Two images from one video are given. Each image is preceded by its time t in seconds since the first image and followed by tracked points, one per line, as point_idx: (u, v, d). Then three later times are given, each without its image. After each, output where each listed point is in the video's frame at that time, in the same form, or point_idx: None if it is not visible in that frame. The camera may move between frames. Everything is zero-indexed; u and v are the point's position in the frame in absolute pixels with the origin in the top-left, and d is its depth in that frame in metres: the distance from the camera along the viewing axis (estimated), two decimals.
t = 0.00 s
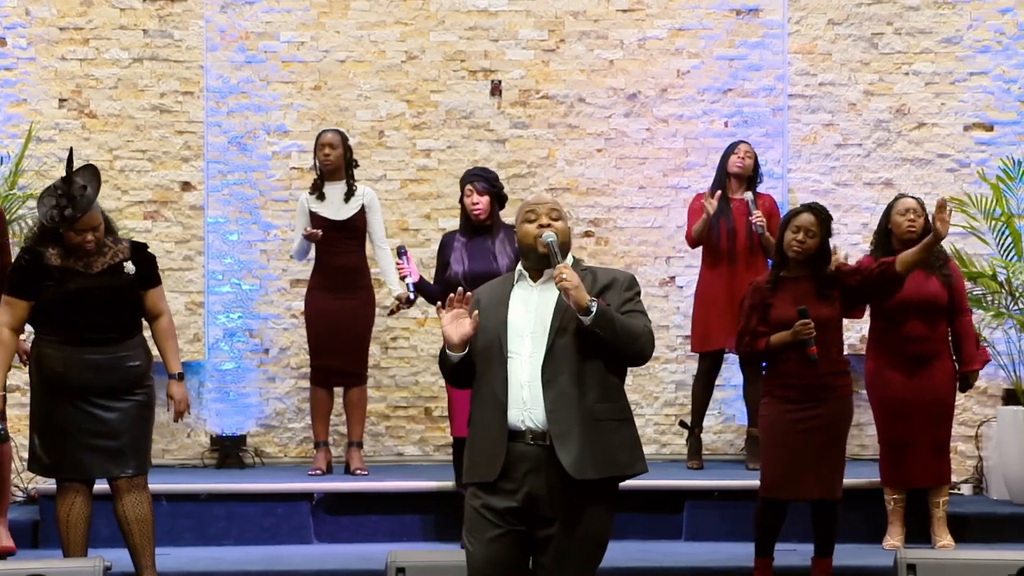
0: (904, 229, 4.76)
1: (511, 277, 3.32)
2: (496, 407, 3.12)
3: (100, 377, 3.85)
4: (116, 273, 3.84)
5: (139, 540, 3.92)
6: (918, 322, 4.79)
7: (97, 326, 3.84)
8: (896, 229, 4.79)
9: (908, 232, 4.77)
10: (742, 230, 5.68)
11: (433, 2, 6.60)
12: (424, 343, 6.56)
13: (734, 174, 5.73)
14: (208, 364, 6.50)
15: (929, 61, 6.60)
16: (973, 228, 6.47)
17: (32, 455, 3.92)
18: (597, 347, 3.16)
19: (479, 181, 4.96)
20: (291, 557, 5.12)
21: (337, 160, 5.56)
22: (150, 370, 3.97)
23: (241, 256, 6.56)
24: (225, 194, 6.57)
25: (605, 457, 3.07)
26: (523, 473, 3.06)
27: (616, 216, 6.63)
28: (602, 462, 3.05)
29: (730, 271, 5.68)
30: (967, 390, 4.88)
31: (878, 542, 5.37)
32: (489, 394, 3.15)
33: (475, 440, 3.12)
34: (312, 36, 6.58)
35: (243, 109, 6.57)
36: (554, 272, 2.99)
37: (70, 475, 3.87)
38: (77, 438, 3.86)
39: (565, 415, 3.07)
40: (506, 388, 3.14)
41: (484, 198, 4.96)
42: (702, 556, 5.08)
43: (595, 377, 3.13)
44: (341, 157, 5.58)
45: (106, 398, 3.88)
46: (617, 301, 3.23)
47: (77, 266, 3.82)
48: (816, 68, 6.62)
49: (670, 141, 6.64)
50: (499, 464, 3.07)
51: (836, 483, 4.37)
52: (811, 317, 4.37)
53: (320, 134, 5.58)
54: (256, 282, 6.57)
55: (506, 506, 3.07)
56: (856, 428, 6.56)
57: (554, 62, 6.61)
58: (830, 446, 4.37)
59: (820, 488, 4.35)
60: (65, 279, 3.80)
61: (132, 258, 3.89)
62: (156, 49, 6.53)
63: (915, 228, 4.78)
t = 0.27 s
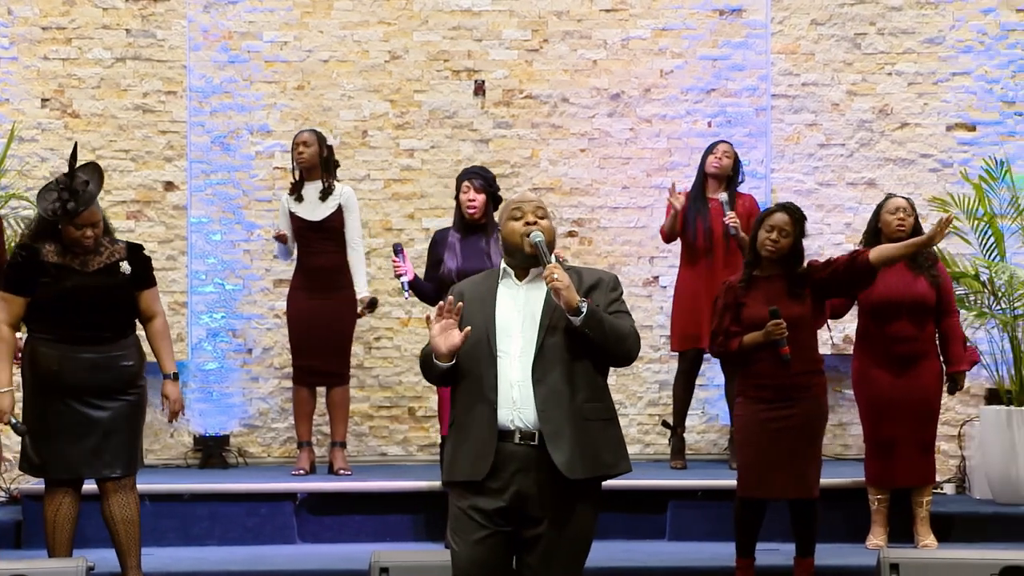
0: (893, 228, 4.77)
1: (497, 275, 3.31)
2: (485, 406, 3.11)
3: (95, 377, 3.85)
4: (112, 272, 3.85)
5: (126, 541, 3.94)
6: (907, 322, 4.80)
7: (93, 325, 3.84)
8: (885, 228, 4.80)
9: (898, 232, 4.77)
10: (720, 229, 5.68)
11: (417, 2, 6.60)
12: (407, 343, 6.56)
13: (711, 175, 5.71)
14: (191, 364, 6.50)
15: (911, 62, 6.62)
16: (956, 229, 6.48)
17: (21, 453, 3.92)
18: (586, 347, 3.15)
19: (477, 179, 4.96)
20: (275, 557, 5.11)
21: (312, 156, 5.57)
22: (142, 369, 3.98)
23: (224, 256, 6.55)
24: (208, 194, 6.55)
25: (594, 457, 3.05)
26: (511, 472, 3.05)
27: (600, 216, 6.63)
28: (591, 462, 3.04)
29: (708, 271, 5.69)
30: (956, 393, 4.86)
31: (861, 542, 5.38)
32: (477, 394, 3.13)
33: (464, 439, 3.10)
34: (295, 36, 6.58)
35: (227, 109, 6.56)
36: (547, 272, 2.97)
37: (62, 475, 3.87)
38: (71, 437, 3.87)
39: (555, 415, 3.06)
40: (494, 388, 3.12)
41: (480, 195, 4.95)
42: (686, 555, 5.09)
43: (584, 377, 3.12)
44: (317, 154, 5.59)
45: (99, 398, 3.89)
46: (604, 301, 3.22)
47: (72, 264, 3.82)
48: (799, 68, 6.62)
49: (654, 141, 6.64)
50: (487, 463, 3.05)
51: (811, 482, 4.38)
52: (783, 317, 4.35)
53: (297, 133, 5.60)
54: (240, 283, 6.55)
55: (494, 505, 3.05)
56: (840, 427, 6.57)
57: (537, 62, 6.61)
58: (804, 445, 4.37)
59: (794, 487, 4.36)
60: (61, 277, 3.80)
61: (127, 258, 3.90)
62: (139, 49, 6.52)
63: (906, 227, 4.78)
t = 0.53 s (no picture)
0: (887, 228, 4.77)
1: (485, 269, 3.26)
2: (480, 405, 3.06)
3: (100, 375, 3.89)
4: (119, 271, 3.90)
5: (119, 542, 3.99)
6: (897, 322, 4.81)
7: (99, 323, 3.89)
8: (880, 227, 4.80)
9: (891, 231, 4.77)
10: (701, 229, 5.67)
11: (405, 2, 6.60)
12: (396, 343, 6.55)
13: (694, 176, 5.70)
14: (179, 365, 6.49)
15: (899, 62, 6.63)
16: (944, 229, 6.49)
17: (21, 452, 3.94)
18: (580, 347, 3.14)
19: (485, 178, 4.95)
20: (263, 558, 5.11)
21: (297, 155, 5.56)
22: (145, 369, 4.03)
23: (212, 256, 6.54)
24: (196, 194, 6.55)
25: (590, 459, 3.04)
26: (509, 473, 3.01)
27: (588, 216, 6.63)
28: (587, 463, 3.03)
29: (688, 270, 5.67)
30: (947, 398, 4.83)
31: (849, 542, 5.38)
32: (472, 392, 3.08)
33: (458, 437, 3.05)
34: (284, 36, 6.57)
35: (215, 109, 6.55)
36: (548, 272, 2.94)
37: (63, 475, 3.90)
38: (74, 437, 3.90)
39: (554, 416, 3.03)
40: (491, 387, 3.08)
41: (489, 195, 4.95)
42: (673, 555, 5.10)
43: (578, 378, 3.11)
44: (303, 153, 5.59)
45: (103, 397, 3.93)
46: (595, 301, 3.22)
47: (80, 262, 3.86)
48: (787, 69, 6.63)
49: (642, 141, 6.64)
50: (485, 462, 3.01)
51: (787, 483, 4.37)
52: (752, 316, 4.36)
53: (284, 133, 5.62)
54: (228, 283, 6.55)
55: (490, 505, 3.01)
56: (828, 427, 6.57)
57: (526, 62, 6.61)
58: (778, 444, 4.37)
59: (773, 487, 4.36)
60: (70, 274, 3.84)
61: (133, 258, 3.96)
62: (127, 49, 6.52)
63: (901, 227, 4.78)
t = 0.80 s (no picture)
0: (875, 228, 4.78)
1: (470, 266, 3.24)
2: (468, 405, 3.05)
3: (100, 377, 3.89)
4: (120, 272, 3.89)
5: (105, 542, 3.97)
6: (883, 322, 4.81)
7: (99, 324, 3.88)
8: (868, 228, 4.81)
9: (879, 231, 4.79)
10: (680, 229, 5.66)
11: (390, 1, 6.60)
12: (380, 343, 6.55)
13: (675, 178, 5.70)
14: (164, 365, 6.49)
15: (883, 62, 6.64)
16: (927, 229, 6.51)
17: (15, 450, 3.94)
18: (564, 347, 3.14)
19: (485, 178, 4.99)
20: (247, 558, 5.10)
21: (283, 153, 5.58)
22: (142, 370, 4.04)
23: (196, 256, 6.54)
24: (181, 194, 6.54)
25: (574, 459, 3.06)
26: (496, 473, 3.01)
27: (573, 216, 6.63)
28: (572, 464, 3.04)
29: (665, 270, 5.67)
30: (933, 400, 4.83)
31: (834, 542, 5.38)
32: (459, 391, 3.07)
33: (444, 436, 3.04)
34: (268, 36, 6.56)
35: (199, 109, 6.54)
36: (536, 273, 2.94)
37: (59, 475, 3.90)
38: (71, 437, 3.90)
39: (542, 417, 3.03)
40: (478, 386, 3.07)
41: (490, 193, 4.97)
42: (658, 555, 5.10)
43: (563, 378, 3.12)
44: (288, 153, 5.60)
45: (101, 398, 3.93)
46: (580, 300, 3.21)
47: (80, 262, 3.85)
48: (771, 69, 6.63)
49: (627, 141, 6.64)
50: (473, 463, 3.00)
51: (764, 483, 4.36)
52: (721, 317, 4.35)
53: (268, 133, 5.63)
54: (212, 282, 6.54)
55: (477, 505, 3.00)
56: (813, 427, 6.58)
57: (511, 62, 6.61)
58: (751, 445, 4.37)
59: (748, 488, 4.35)
60: (72, 274, 3.82)
61: (133, 259, 3.95)
62: (111, 48, 6.51)
63: (891, 228, 4.77)
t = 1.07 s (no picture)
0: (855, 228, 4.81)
1: (448, 266, 3.24)
2: (444, 405, 3.05)
3: (91, 376, 3.89)
4: (109, 272, 3.90)
5: (87, 542, 3.96)
6: (863, 322, 4.82)
7: (91, 325, 3.88)
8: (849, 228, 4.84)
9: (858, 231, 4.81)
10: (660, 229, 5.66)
11: (370, 1, 6.60)
12: (360, 343, 6.55)
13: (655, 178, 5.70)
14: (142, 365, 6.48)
15: (863, 62, 6.65)
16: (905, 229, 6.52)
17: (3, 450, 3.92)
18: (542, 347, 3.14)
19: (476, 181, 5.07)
20: (227, 558, 5.09)
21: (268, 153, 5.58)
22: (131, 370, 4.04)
23: (176, 256, 6.53)
24: (160, 194, 6.53)
25: (553, 459, 3.05)
26: (473, 473, 3.00)
27: (553, 216, 6.63)
28: (550, 463, 3.04)
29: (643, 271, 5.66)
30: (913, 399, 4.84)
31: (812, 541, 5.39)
32: (435, 391, 3.07)
33: (419, 437, 3.04)
34: (248, 36, 6.55)
35: (179, 109, 6.53)
36: (513, 274, 2.93)
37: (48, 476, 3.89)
38: (62, 437, 3.89)
39: (519, 416, 3.03)
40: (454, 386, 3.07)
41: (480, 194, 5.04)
42: (638, 554, 5.10)
43: (541, 378, 3.11)
44: (273, 153, 5.60)
45: (93, 398, 3.93)
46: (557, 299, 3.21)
47: (71, 262, 3.84)
48: (751, 69, 6.64)
49: (607, 141, 6.64)
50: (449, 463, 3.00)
51: (740, 482, 4.36)
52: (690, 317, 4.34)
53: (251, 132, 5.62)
54: (192, 283, 6.53)
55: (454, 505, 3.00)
56: (792, 426, 6.59)
57: (490, 62, 6.61)
58: (724, 443, 4.36)
59: (723, 486, 4.35)
60: (65, 274, 3.81)
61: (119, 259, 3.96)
62: (90, 48, 6.49)
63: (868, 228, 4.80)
